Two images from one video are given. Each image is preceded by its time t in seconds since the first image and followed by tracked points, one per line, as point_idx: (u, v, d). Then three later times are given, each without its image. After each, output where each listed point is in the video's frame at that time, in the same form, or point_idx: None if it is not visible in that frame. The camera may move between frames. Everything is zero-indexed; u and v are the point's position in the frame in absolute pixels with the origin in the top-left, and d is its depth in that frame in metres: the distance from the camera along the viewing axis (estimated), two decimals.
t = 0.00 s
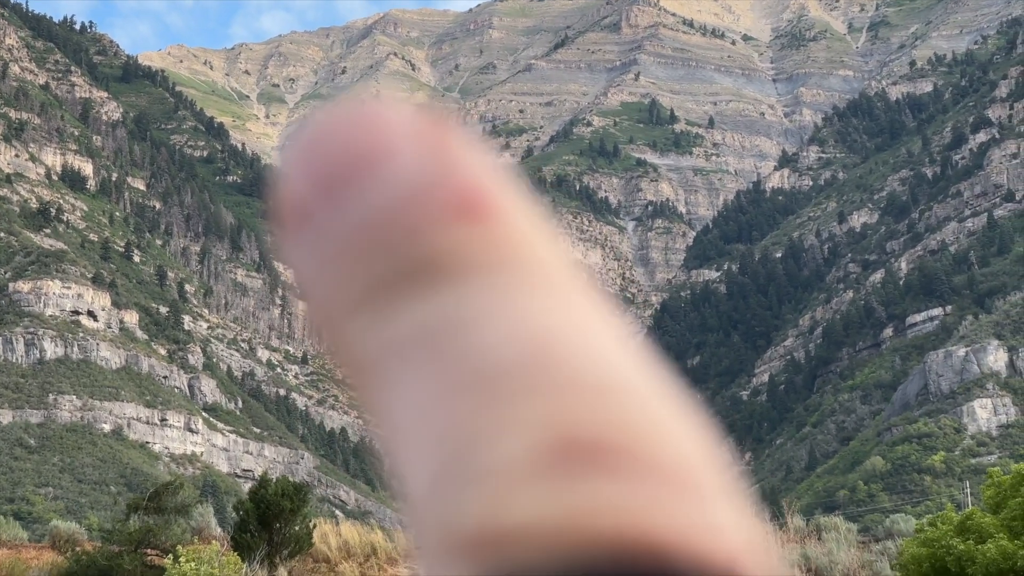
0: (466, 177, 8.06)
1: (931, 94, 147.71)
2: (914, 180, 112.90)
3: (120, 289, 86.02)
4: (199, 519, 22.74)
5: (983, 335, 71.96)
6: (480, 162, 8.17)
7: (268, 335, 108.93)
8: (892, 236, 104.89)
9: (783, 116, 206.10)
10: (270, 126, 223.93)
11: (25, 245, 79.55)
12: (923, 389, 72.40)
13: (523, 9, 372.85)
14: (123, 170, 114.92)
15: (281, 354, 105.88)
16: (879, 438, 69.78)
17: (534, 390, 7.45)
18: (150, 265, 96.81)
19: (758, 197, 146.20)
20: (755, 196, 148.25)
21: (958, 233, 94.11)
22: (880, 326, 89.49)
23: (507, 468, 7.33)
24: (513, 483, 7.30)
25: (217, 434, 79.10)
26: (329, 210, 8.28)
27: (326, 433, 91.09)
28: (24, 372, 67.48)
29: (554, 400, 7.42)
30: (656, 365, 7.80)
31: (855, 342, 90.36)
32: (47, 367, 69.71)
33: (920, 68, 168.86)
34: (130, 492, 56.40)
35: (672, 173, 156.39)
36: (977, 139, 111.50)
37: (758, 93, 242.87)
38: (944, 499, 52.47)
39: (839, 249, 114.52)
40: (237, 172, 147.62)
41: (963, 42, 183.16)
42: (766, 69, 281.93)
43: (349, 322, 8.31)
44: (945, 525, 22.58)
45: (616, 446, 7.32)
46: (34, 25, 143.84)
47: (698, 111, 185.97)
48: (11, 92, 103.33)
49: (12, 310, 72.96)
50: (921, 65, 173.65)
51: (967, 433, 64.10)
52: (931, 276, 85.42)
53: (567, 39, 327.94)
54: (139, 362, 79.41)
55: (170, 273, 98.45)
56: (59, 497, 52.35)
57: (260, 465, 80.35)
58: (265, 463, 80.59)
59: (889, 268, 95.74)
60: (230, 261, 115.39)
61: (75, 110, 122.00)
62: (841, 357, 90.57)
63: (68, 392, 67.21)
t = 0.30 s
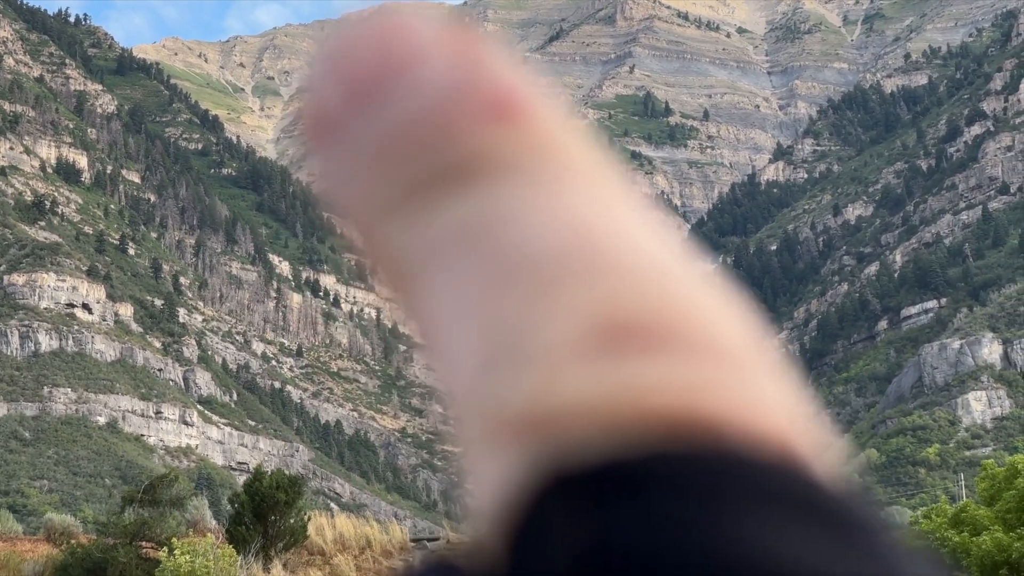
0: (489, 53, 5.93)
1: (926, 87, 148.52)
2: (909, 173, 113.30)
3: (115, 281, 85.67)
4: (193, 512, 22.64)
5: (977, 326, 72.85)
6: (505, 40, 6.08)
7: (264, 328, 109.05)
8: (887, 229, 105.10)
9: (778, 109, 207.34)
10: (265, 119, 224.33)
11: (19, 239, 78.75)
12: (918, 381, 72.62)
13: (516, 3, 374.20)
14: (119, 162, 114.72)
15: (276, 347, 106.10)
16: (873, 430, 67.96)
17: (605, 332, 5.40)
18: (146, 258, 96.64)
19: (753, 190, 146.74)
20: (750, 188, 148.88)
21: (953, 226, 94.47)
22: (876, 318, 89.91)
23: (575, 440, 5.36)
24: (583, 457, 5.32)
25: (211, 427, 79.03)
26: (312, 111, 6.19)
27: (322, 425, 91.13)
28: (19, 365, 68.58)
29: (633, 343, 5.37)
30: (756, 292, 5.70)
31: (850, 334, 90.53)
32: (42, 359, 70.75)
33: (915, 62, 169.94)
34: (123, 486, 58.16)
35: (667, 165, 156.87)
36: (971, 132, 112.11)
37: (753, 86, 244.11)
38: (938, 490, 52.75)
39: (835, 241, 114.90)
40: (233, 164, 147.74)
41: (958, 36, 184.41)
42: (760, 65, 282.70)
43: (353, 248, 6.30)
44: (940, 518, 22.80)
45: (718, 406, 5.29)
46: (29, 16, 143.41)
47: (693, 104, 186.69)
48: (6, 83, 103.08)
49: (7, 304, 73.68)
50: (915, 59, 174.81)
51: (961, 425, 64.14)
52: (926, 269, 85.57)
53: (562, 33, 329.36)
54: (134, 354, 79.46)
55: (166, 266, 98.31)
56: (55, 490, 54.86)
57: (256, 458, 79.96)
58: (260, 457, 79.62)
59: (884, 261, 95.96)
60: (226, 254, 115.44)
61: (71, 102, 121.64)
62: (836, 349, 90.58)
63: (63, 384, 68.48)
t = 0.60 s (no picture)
0: (435, 204, 9.12)
1: (918, 79, 148.21)
2: (901, 165, 112.46)
3: (108, 273, 85.15)
4: (185, 505, 22.48)
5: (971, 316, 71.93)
6: (451, 187, 9.31)
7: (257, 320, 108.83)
8: (879, 221, 104.75)
9: (771, 101, 207.49)
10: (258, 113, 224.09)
11: (11, 230, 79.46)
12: (910, 373, 72.11)
13: None
14: (111, 154, 114.32)
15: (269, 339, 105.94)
16: (865, 423, 69.19)
17: (519, 408, 8.51)
18: (139, 251, 95.79)
19: (747, 181, 146.75)
20: (743, 180, 148.83)
21: (945, 218, 94.12)
22: (868, 310, 89.69)
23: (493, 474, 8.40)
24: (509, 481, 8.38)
25: (205, 418, 78.66)
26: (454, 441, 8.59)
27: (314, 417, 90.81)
28: (11, 358, 68.44)
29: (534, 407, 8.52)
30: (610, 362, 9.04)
31: (842, 326, 90.52)
32: (34, 351, 70.69)
33: (907, 54, 169.75)
34: (116, 478, 57.75)
35: (660, 157, 156.87)
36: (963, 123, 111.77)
37: (746, 78, 244.17)
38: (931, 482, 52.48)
39: (827, 233, 114.79)
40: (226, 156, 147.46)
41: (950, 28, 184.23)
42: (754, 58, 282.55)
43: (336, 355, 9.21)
44: (933, 509, 22.60)
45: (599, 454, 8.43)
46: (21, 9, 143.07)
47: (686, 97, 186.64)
48: None
49: None
50: (908, 51, 174.66)
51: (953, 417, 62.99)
52: (918, 261, 85.25)
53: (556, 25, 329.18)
54: (127, 346, 79.22)
55: (158, 258, 98.05)
56: (48, 482, 54.59)
57: (248, 450, 79.81)
58: (254, 448, 79.77)
59: (877, 253, 95.58)
60: (219, 246, 115.17)
61: (63, 94, 121.16)
62: (829, 341, 90.68)
63: (55, 376, 68.39)
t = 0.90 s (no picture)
0: (379, 125, 6.57)
1: (911, 72, 148.24)
2: (893, 158, 112.20)
3: (100, 265, 85.15)
4: (179, 497, 22.75)
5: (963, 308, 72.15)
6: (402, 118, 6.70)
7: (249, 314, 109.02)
8: (872, 213, 104.76)
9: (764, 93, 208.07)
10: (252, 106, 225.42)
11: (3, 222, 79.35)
12: (902, 365, 72.41)
13: None
14: (104, 147, 114.17)
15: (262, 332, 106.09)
16: (858, 414, 69.39)
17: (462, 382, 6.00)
18: (130, 243, 94.34)
19: (739, 173, 146.95)
20: (735, 172, 149.01)
21: (937, 211, 93.98)
22: (861, 303, 89.41)
23: (460, 496, 5.87)
24: (481, 502, 5.82)
25: (197, 412, 78.66)
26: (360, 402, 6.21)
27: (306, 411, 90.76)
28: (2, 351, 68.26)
29: (513, 400, 5.96)
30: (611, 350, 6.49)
31: (835, 319, 90.63)
32: (26, 344, 71.03)
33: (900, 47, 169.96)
34: (108, 471, 57.63)
35: (653, 149, 157.27)
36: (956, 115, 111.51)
37: (739, 70, 244.52)
38: (924, 474, 52.41)
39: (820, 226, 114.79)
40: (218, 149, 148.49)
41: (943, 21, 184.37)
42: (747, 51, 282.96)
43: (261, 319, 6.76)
44: (923, 501, 22.51)
45: (605, 470, 5.85)
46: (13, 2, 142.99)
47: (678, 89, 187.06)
48: None
49: None
50: (900, 44, 174.75)
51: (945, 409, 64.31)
52: (910, 253, 85.07)
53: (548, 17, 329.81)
54: (119, 340, 79.48)
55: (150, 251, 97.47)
56: (40, 475, 54.31)
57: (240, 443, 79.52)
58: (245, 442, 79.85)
59: (869, 246, 95.47)
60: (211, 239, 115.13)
61: (54, 87, 120.82)
62: (822, 333, 90.75)
63: (47, 369, 68.57)
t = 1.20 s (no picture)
0: None
1: (906, 65, 148.74)
2: (889, 152, 112.12)
3: (95, 259, 84.86)
4: (174, 490, 22.76)
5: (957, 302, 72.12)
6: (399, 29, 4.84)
7: (244, 307, 108.88)
8: (867, 207, 104.89)
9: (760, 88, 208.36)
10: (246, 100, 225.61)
11: None
12: (897, 358, 72.41)
13: None
14: (99, 140, 113.77)
15: (257, 325, 105.88)
16: (853, 408, 68.11)
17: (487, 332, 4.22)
18: (126, 238, 95.59)
19: (734, 167, 147.00)
20: (731, 165, 149.22)
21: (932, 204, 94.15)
22: (856, 296, 89.32)
23: (493, 474, 4.13)
24: (526, 478, 4.06)
25: (193, 406, 79.25)
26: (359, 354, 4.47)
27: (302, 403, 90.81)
28: None
29: (556, 339, 4.12)
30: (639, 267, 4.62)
31: (830, 312, 90.52)
32: (21, 338, 70.62)
33: (896, 41, 170.44)
34: (103, 465, 57.34)
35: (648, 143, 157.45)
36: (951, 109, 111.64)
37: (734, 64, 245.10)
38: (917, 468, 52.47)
39: (815, 219, 114.83)
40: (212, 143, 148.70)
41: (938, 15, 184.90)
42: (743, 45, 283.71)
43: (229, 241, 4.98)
44: (917, 495, 22.48)
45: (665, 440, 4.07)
46: None
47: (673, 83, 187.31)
48: None
49: None
50: (896, 38, 175.31)
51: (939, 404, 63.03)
52: (906, 247, 84.99)
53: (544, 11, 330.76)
54: (114, 333, 78.91)
55: (145, 244, 96.95)
56: (36, 469, 54.02)
57: (236, 436, 80.02)
58: (241, 435, 79.92)
59: (865, 239, 95.36)
60: (206, 232, 114.87)
61: (49, 79, 120.39)
62: (817, 326, 90.60)
63: (43, 362, 68.34)
